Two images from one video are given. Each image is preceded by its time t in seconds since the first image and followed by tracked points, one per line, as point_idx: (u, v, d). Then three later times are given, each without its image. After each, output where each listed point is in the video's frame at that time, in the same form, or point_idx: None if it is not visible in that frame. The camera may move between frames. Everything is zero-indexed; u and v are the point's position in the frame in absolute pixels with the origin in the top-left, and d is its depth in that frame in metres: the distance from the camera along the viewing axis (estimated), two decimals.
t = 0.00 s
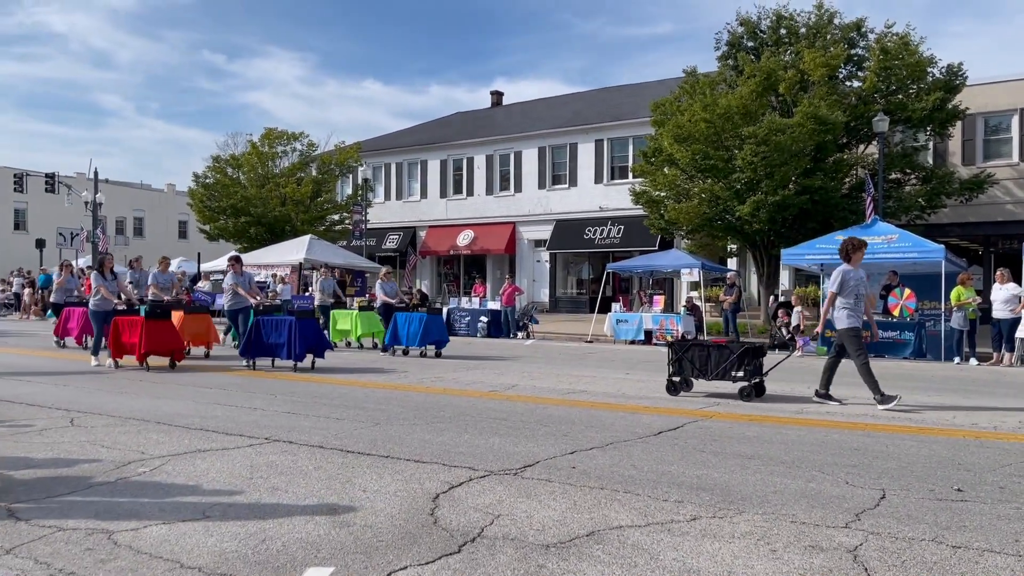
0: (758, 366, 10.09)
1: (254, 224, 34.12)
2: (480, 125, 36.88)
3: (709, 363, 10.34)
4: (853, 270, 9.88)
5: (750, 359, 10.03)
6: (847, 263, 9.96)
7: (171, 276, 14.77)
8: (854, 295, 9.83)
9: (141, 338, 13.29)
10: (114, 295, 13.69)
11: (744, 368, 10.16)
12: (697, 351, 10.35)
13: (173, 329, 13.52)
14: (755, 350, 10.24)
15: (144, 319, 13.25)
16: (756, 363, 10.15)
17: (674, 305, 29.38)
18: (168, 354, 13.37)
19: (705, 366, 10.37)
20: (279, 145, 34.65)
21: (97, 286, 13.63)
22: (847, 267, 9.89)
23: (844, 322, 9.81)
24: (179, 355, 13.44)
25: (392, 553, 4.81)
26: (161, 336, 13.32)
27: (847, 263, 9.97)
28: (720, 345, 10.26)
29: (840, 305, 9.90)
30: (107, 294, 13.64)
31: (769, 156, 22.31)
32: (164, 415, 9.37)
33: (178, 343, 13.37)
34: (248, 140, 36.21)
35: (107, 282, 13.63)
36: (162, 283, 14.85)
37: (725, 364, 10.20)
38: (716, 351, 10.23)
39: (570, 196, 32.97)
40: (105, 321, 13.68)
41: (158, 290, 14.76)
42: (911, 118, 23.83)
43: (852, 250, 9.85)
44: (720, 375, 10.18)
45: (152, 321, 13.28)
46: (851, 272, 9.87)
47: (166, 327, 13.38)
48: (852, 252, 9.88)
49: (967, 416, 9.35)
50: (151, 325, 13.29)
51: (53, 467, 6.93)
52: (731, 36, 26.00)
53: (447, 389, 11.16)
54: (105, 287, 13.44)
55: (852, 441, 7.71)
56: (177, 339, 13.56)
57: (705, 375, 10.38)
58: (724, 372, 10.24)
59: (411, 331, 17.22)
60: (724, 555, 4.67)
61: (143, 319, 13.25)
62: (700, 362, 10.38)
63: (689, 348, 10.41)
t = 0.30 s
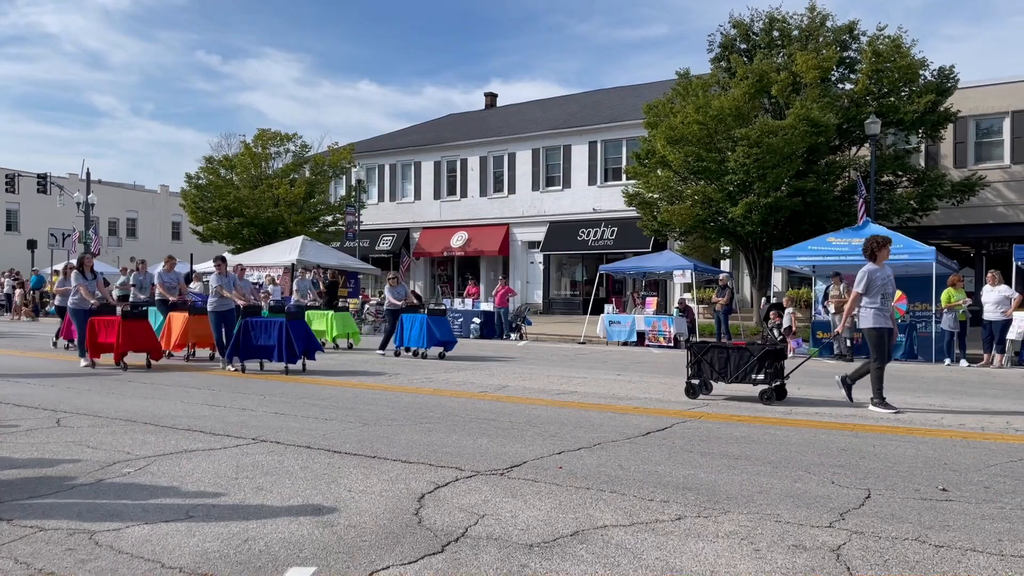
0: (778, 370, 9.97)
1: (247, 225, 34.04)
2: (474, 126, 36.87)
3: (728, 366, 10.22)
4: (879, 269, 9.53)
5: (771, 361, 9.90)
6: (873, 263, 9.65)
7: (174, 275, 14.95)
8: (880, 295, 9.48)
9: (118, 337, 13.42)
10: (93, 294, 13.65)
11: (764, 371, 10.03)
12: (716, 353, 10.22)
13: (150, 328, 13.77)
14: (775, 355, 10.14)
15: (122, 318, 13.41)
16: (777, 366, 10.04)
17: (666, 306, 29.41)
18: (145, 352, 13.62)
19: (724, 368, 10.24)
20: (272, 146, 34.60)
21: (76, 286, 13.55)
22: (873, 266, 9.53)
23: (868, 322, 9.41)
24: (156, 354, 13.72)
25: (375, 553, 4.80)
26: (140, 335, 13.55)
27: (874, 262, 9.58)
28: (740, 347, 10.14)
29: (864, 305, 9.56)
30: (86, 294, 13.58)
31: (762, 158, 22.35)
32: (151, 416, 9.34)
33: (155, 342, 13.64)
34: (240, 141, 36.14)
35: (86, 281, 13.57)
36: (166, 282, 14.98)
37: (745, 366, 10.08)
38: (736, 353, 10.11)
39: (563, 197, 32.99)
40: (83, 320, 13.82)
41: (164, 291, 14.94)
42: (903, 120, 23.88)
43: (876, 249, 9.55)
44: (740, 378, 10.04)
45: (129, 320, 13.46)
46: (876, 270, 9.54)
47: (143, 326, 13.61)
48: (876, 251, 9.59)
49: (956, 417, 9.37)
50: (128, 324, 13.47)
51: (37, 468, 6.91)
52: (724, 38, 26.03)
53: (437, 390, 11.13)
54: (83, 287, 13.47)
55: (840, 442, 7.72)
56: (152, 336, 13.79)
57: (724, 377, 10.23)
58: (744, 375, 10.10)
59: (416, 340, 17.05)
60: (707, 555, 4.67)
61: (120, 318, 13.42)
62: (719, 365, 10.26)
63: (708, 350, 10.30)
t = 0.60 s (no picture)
0: (823, 376, 9.70)
1: (264, 221, 34.20)
2: (491, 125, 36.86)
3: (771, 371, 9.94)
4: (929, 275, 9.29)
5: (816, 368, 9.61)
6: (923, 269, 9.38)
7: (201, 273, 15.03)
8: (928, 302, 9.21)
9: (116, 331, 13.59)
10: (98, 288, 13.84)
11: (808, 378, 9.75)
12: (758, 358, 9.93)
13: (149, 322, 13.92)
14: (819, 360, 9.85)
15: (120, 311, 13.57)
16: (821, 372, 9.74)
17: (681, 307, 29.27)
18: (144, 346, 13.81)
19: (766, 374, 9.96)
20: (290, 143, 34.78)
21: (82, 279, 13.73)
22: (922, 271, 9.30)
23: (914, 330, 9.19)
24: (154, 347, 13.89)
25: (371, 549, 4.79)
26: (139, 329, 13.69)
27: (924, 268, 9.32)
28: (783, 352, 9.85)
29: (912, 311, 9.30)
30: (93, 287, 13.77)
31: (779, 159, 22.16)
32: (160, 410, 9.39)
33: (153, 336, 13.81)
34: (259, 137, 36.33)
35: (93, 275, 13.76)
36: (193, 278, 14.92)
37: (788, 372, 9.79)
38: (779, 358, 9.81)
39: (579, 198, 32.92)
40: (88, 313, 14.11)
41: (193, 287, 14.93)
42: (924, 123, 23.62)
43: (925, 253, 9.29)
44: (782, 384, 9.77)
45: (128, 313, 13.62)
46: (926, 276, 9.27)
47: (141, 320, 13.77)
48: (928, 256, 9.31)
49: (968, 423, 9.25)
50: (127, 318, 13.62)
51: (45, 459, 6.96)
52: (742, 39, 25.88)
53: (445, 388, 11.11)
54: (89, 281, 13.71)
55: (847, 446, 7.64)
56: (152, 329, 13.92)
57: (766, 383, 9.97)
58: (787, 381, 9.83)
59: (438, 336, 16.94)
60: (704, 558, 4.63)
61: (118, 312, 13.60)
62: (761, 370, 9.98)
63: (749, 354, 10.01)
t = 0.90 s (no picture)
0: (882, 390, 9.32)
1: (293, 222, 34.50)
2: (520, 128, 36.86)
3: (827, 384, 9.64)
4: (1002, 283, 8.91)
5: (874, 381, 9.28)
6: (994, 278, 9.00)
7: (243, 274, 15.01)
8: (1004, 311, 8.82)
9: (129, 327, 13.83)
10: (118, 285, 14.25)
11: (867, 392, 9.40)
12: (814, 371, 9.65)
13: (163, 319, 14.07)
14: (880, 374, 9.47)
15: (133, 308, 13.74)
16: (882, 386, 9.35)
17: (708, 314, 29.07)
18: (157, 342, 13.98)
19: (822, 387, 9.67)
20: (320, 144, 35.09)
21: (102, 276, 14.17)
22: (996, 280, 8.93)
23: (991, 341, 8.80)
24: (166, 344, 14.03)
25: (377, 553, 4.80)
26: (150, 326, 13.84)
27: (996, 276, 8.95)
28: (840, 364, 9.54)
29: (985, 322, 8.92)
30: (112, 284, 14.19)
31: (809, 165, 21.93)
32: (182, 407, 9.49)
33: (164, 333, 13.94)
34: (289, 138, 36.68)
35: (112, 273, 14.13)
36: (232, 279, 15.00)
37: (845, 385, 9.48)
38: (835, 370, 9.53)
39: (606, 201, 32.86)
40: (108, 309, 14.40)
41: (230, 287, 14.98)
42: (958, 130, 23.26)
43: (997, 262, 8.94)
44: (839, 397, 9.45)
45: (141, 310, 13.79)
46: (1000, 284, 8.89)
47: (153, 317, 13.93)
48: (1000, 265, 8.97)
49: (993, 437, 9.08)
50: (139, 314, 13.81)
51: (65, 455, 7.08)
52: (773, 44, 25.68)
53: (465, 391, 11.12)
54: (108, 278, 14.10)
55: (867, 458, 7.52)
56: (165, 326, 14.07)
57: (822, 396, 9.68)
58: (844, 394, 9.52)
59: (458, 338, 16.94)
60: (711, 570, 4.58)
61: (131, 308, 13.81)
62: (817, 383, 9.70)
63: (805, 366, 9.77)
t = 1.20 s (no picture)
0: (946, 404, 8.99)
1: (318, 223, 34.69)
2: (545, 131, 36.83)
3: (887, 396, 9.28)
4: None
5: (938, 394, 8.95)
6: None
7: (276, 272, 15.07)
8: None
9: (144, 324, 14.16)
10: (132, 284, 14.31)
11: (929, 405, 9.07)
12: (873, 381, 9.31)
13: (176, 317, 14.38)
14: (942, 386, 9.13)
15: (146, 305, 14.07)
16: (945, 399, 9.02)
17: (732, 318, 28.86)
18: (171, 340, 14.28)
19: (881, 399, 9.31)
20: (346, 146, 35.28)
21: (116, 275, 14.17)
22: None
23: None
24: (179, 341, 14.32)
25: (388, 555, 4.81)
26: (161, 323, 14.11)
27: None
28: (900, 375, 9.22)
29: None
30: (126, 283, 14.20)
31: (835, 170, 21.72)
32: (203, 407, 9.58)
33: (178, 331, 14.24)
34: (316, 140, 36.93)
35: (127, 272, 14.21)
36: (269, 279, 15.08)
37: (906, 398, 9.12)
38: (896, 382, 9.17)
39: (630, 204, 32.76)
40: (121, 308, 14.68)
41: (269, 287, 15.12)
42: (988, 135, 22.93)
43: None
44: (900, 410, 9.10)
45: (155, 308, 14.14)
46: None
47: (167, 315, 14.24)
48: None
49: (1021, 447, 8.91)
50: (154, 312, 14.15)
51: (86, 453, 7.16)
52: (800, 47, 25.49)
53: (484, 393, 11.12)
54: (123, 278, 14.17)
55: (888, 468, 7.42)
56: (179, 324, 14.38)
57: (880, 409, 9.32)
58: (904, 407, 9.17)
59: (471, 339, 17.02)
60: None
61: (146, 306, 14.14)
62: (876, 395, 9.33)
63: (863, 376, 9.39)
